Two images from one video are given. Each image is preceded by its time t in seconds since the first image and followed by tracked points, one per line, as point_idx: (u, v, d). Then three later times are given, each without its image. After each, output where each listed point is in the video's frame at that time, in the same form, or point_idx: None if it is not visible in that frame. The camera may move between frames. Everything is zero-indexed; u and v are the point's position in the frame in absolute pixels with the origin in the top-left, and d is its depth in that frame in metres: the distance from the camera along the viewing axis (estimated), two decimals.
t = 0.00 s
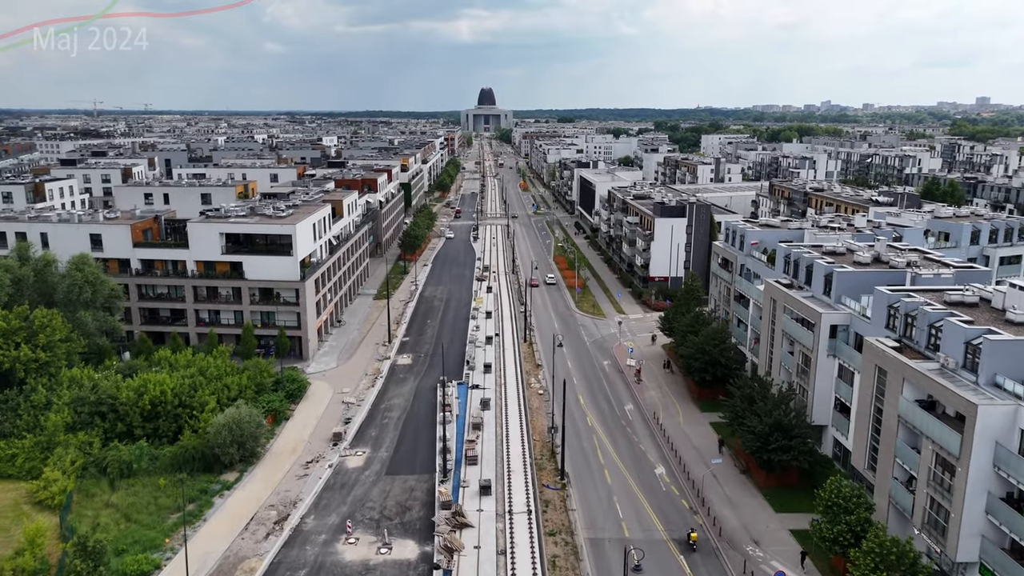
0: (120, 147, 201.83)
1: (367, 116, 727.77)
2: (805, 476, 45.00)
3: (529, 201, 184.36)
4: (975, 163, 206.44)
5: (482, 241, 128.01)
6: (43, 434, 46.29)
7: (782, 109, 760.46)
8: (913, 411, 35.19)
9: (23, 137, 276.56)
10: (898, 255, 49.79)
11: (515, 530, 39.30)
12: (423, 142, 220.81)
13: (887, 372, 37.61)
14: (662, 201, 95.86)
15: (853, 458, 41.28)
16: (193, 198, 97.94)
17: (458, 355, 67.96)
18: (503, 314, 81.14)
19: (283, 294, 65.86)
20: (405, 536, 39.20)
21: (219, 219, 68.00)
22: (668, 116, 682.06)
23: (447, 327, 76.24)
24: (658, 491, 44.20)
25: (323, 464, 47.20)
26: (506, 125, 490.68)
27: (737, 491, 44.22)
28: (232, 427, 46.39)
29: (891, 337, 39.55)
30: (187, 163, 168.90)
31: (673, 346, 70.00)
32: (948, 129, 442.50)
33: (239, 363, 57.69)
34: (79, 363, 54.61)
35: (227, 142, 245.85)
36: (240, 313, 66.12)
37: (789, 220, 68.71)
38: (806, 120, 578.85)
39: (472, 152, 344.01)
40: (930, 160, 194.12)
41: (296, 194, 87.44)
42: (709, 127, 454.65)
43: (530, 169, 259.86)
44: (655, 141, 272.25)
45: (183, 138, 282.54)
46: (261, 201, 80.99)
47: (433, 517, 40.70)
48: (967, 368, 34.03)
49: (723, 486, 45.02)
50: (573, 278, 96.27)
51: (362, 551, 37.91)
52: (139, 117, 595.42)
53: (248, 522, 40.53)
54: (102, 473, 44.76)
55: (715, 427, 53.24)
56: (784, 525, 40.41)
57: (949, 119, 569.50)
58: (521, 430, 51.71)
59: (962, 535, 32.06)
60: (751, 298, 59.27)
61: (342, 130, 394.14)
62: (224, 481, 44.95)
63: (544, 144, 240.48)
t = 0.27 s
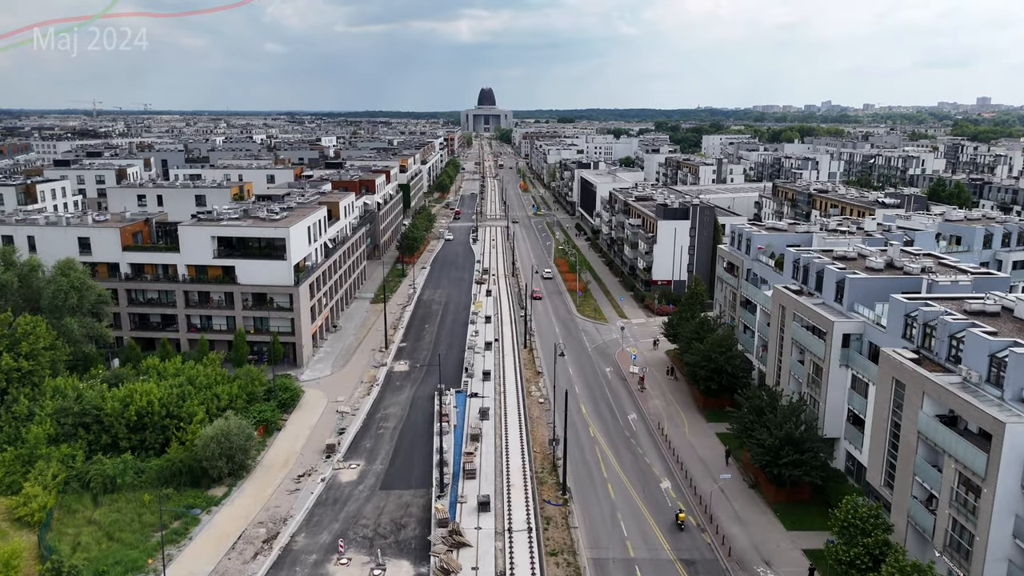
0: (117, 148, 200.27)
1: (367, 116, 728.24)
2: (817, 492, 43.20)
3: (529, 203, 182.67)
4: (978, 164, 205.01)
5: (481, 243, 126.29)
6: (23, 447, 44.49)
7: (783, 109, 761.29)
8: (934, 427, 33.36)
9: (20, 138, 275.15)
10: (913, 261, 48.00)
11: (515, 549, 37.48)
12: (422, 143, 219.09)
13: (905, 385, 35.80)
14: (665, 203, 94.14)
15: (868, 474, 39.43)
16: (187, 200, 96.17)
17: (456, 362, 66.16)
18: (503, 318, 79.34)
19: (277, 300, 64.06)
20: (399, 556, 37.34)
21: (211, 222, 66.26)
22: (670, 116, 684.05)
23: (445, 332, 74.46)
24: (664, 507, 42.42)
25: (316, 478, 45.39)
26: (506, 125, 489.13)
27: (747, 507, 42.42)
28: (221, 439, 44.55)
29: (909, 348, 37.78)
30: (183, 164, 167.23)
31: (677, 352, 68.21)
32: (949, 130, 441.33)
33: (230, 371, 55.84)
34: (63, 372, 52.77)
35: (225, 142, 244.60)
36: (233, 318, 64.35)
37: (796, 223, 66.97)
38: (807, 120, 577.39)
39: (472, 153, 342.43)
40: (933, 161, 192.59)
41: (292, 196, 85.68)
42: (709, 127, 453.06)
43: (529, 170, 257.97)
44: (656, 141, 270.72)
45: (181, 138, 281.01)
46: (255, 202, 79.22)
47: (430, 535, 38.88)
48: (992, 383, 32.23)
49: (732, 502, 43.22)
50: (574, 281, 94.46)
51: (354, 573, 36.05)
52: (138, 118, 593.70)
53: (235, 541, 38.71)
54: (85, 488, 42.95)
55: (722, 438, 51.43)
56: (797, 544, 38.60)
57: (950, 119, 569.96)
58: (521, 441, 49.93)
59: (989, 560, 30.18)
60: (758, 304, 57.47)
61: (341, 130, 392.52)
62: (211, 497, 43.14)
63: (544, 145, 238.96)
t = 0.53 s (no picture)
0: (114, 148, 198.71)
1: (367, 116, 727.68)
2: (830, 509, 41.45)
3: (529, 204, 180.99)
4: (982, 165, 203.12)
5: (481, 245, 124.55)
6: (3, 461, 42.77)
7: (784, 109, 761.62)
8: (957, 445, 31.60)
9: (18, 138, 273.74)
10: (928, 267, 46.22)
11: (515, 571, 35.68)
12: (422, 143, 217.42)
13: (925, 400, 34.05)
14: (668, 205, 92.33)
15: (885, 492, 37.65)
16: (181, 201, 94.46)
17: (454, 369, 64.39)
18: (503, 323, 77.55)
19: (270, 305, 62.29)
20: None
21: (203, 225, 64.50)
22: (671, 116, 684.96)
23: (444, 338, 72.70)
24: (671, 525, 40.66)
25: (307, 493, 43.63)
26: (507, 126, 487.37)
27: (757, 525, 40.70)
28: (209, 453, 42.77)
29: (929, 361, 36.07)
30: (180, 164, 165.56)
31: (682, 359, 66.45)
32: (952, 130, 439.39)
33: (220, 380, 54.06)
34: (48, 381, 51.07)
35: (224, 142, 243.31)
36: (225, 324, 62.61)
37: (804, 227, 65.18)
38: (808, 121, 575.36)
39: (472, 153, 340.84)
40: (938, 162, 190.62)
41: (288, 198, 83.92)
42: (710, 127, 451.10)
43: (530, 170, 256.07)
44: (657, 142, 268.89)
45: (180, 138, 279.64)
46: (249, 205, 77.45)
47: (425, 556, 37.10)
48: (1019, 399, 30.50)
49: (742, 519, 41.48)
50: (576, 284, 92.69)
51: None
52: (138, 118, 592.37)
53: (221, 562, 36.95)
54: (66, 504, 41.25)
55: (730, 450, 49.65)
56: (811, 566, 36.82)
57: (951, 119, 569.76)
58: (521, 453, 48.19)
59: None
60: (766, 311, 55.70)
61: (341, 131, 390.85)
62: (198, 514, 41.40)
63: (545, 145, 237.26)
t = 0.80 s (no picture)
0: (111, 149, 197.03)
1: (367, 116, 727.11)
2: (845, 527, 39.70)
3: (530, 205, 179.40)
4: (987, 165, 201.38)
5: (481, 247, 122.80)
6: None
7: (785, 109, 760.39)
8: (985, 464, 29.82)
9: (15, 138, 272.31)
10: (946, 273, 44.43)
11: None
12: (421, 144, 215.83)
13: (948, 415, 32.27)
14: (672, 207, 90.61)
15: (905, 511, 35.86)
16: (175, 203, 92.75)
17: (453, 377, 62.63)
18: (503, 328, 75.75)
19: (264, 311, 60.55)
20: None
21: (195, 228, 62.75)
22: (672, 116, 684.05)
23: (442, 343, 70.94)
24: (679, 543, 38.91)
25: (299, 509, 41.87)
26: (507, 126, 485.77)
27: (769, 543, 38.95)
28: (196, 467, 41.02)
29: (952, 373, 34.32)
30: (177, 165, 163.99)
31: (688, 366, 64.71)
32: (954, 130, 437.56)
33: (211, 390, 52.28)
34: (32, 391, 49.35)
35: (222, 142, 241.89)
36: (217, 331, 60.83)
37: (813, 229, 63.45)
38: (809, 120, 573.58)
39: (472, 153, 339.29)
40: (942, 162, 188.76)
41: (283, 200, 82.20)
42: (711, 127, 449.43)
43: (530, 171, 254.35)
44: (658, 142, 267.36)
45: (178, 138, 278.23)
46: (244, 207, 75.70)
47: None
48: None
49: (753, 537, 39.71)
50: (577, 287, 90.93)
51: None
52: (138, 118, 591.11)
53: None
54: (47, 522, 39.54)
55: (739, 463, 47.87)
56: None
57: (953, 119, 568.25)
58: (523, 466, 46.41)
59: None
60: (775, 317, 53.92)
61: (340, 131, 389.23)
62: (185, 531, 39.67)
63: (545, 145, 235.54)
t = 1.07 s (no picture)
0: (107, 149, 195.30)
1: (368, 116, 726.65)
2: (861, 546, 37.95)
3: (530, 205, 177.71)
4: (991, 166, 199.74)
5: (481, 249, 121.07)
6: None
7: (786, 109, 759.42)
8: (1014, 487, 28.08)
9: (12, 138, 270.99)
10: (964, 280, 42.71)
11: None
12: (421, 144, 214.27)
13: (973, 433, 30.53)
14: (675, 209, 88.94)
15: (925, 532, 34.12)
16: (169, 205, 91.04)
17: (452, 385, 60.90)
18: (504, 333, 74.00)
19: (256, 316, 58.82)
20: None
21: (186, 231, 61.03)
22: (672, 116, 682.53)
23: (441, 349, 69.19)
24: (687, 564, 37.13)
25: (289, 526, 40.15)
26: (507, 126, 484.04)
27: (781, 564, 37.19)
28: (181, 483, 39.32)
29: (976, 387, 32.60)
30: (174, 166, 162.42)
31: (693, 373, 62.96)
32: (956, 130, 435.90)
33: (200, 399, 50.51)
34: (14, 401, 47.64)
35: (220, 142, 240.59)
36: (208, 337, 59.07)
37: (821, 233, 61.76)
38: (811, 121, 571.71)
39: (472, 154, 337.82)
40: (946, 163, 187.06)
41: (279, 201, 80.50)
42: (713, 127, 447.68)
43: (530, 171, 252.58)
44: (659, 142, 265.69)
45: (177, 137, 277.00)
46: (238, 209, 73.98)
47: None
48: None
49: (764, 557, 37.97)
50: (579, 291, 89.25)
51: None
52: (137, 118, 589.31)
53: None
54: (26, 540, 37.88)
55: (748, 476, 46.10)
56: None
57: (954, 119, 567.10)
58: (523, 480, 44.62)
59: None
60: (785, 324, 52.19)
61: (340, 131, 387.59)
62: (169, 550, 37.97)
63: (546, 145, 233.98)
